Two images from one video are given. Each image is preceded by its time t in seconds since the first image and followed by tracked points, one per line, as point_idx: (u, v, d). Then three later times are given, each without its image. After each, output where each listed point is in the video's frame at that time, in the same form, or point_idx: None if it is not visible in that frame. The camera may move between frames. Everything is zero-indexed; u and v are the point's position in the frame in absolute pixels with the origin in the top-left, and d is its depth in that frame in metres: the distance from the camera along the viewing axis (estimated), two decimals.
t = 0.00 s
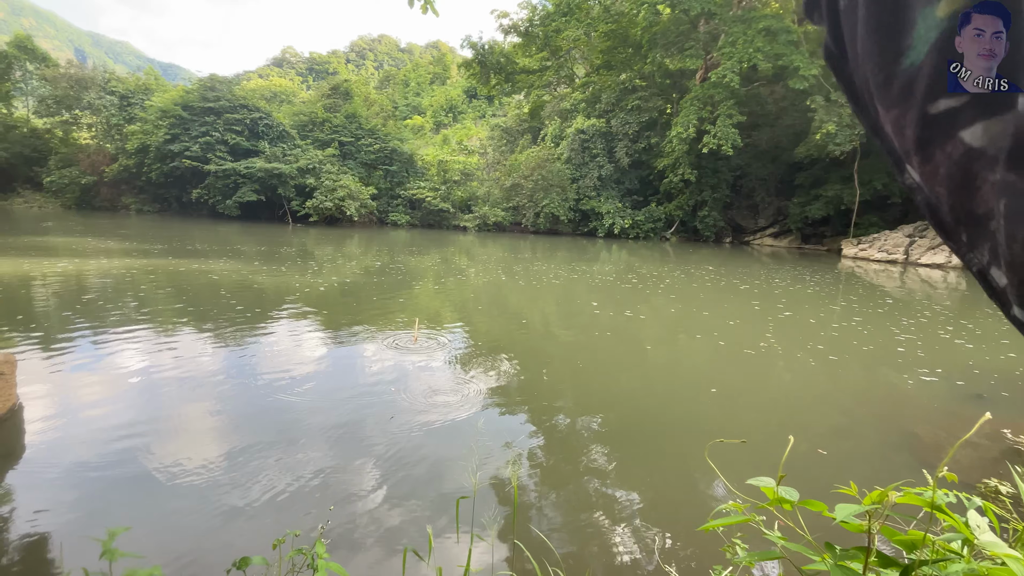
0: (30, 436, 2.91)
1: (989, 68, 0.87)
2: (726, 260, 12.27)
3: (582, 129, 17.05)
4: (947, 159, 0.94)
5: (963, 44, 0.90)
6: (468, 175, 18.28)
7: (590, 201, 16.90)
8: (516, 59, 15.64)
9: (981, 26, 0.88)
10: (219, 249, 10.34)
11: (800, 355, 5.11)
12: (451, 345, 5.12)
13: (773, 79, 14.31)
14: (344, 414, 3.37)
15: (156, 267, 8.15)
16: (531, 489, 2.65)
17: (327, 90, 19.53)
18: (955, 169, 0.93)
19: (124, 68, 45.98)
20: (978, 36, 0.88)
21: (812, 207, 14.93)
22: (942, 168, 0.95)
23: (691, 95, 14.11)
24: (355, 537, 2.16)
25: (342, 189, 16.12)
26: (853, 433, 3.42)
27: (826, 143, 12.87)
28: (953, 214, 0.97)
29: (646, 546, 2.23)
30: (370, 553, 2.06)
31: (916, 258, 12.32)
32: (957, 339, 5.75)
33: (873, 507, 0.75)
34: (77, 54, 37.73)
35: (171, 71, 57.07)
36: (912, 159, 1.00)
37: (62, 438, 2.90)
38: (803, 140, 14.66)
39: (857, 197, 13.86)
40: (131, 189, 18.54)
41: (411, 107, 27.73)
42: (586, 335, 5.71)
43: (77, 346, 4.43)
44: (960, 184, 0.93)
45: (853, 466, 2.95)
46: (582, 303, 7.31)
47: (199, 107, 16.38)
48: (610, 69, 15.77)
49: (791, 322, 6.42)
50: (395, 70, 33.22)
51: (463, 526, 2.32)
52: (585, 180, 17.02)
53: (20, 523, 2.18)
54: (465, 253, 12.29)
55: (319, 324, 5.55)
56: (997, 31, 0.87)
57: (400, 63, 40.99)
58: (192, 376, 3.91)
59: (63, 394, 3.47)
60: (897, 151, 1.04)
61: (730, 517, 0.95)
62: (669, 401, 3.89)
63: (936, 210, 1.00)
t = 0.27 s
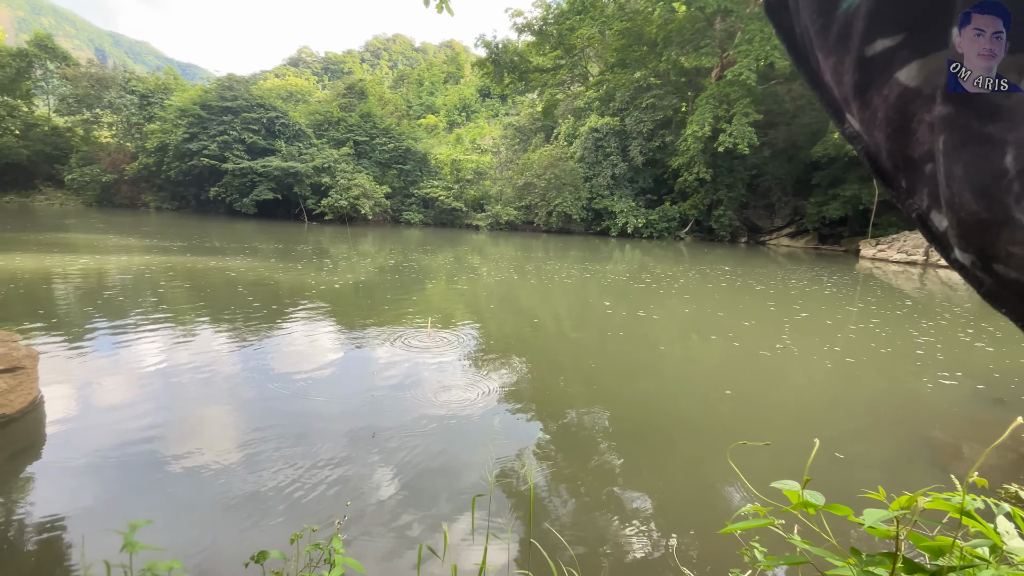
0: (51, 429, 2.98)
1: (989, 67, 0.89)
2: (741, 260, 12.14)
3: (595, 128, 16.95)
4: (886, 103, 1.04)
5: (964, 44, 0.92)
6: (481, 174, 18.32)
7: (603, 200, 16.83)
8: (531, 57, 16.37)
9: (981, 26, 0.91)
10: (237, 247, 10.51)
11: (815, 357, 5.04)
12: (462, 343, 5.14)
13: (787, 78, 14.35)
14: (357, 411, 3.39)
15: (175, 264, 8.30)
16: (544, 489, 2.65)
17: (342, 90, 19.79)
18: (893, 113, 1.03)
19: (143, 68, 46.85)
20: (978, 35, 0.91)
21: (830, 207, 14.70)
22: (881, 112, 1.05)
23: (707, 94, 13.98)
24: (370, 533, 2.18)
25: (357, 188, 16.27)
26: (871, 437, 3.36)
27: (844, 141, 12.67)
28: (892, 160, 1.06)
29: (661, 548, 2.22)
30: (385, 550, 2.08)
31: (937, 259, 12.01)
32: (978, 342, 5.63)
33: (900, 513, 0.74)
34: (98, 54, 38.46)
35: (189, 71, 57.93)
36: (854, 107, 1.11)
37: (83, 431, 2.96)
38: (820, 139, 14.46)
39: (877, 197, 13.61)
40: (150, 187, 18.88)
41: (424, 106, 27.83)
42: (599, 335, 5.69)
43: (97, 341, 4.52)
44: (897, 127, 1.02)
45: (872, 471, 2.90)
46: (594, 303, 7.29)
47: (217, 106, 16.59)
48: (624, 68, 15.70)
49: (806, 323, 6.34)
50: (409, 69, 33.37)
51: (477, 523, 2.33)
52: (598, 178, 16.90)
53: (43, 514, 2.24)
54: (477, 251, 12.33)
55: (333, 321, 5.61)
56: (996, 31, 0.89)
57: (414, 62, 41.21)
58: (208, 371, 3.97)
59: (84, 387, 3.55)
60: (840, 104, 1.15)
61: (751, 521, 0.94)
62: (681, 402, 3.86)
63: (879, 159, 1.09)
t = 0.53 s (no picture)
0: (57, 428, 2.99)
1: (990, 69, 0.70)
2: (745, 260, 12.12)
3: (599, 127, 16.35)
4: (875, 90, 0.83)
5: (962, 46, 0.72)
6: (484, 173, 18.31)
7: (607, 199, 16.81)
8: (535, 56, 16.67)
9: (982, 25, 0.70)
10: (242, 245, 10.57)
11: (819, 356, 5.03)
12: (466, 341, 5.16)
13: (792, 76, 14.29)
14: (361, 410, 3.40)
15: (180, 262, 8.34)
16: (549, 487, 2.66)
17: (346, 89, 19.84)
18: (880, 100, 0.82)
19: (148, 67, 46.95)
20: (978, 37, 0.70)
21: (835, 206, 14.64)
22: (871, 98, 0.83)
23: (712, 93, 13.92)
24: (375, 531, 2.19)
25: (361, 187, 16.31)
26: (877, 437, 3.35)
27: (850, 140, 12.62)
28: (882, 147, 0.84)
29: (665, 548, 2.22)
30: (391, 548, 2.09)
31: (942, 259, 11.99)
32: (982, 341, 5.59)
33: (909, 512, 0.74)
34: (103, 53, 38.60)
35: (193, 70, 58.16)
36: (842, 97, 0.88)
37: (88, 429, 2.99)
38: (825, 138, 14.40)
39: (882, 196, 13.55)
40: (156, 186, 18.98)
41: (428, 105, 27.86)
42: (602, 334, 5.68)
43: (102, 339, 4.55)
44: (886, 114, 0.82)
45: (877, 471, 2.89)
46: (597, 302, 7.28)
47: (222, 105, 16.61)
48: (629, 67, 15.81)
49: (809, 323, 6.32)
50: (412, 68, 33.38)
51: (483, 521, 2.34)
52: (602, 177, 16.68)
53: (49, 512, 2.25)
54: (481, 250, 12.36)
55: (337, 320, 5.63)
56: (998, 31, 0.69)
57: (418, 61, 41.18)
58: (212, 370, 3.99)
59: (89, 385, 3.57)
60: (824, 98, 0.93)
61: (758, 520, 0.94)
62: (686, 403, 3.85)
63: (863, 154, 0.88)
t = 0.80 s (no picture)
0: (56, 428, 2.98)
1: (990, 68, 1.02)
2: (743, 257, 12.13)
3: (597, 125, 16.66)
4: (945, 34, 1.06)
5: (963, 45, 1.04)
6: (482, 171, 18.26)
7: (604, 197, 16.82)
8: (532, 54, 16.53)
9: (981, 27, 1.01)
10: (239, 245, 10.52)
11: (816, 353, 5.04)
12: (465, 340, 5.15)
13: (789, 73, 14.30)
14: (361, 409, 3.40)
15: (177, 262, 8.31)
16: (547, 484, 2.67)
17: (343, 87, 19.78)
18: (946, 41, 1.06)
19: (143, 67, 46.76)
20: (979, 36, 1.02)
21: (832, 203, 14.66)
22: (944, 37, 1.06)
23: (709, 90, 13.90)
24: (374, 530, 2.19)
25: (358, 186, 16.25)
26: (874, 433, 3.36)
27: (847, 137, 12.64)
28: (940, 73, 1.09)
29: (665, 544, 2.22)
30: (390, 546, 2.09)
31: (939, 255, 12.03)
32: (979, 337, 5.61)
33: (906, 507, 0.73)
34: (98, 53, 38.41)
35: (189, 69, 57.84)
36: (932, 25, 1.07)
37: (86, 430, 2.97)
38: (823, 135, 14.41)
39: (879, 193, 13.57)
40: (152, 186, 18.90)
41: (425, 104, 27.79)
42: (601, 333, 5.68)
43: (99, 339, 4.53)
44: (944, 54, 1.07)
45: (875, 467, 2.90)
46: (595, 300, 7.29)
47: (218, 104, 16.52)
48: (626, 64, 15.71)
49: (807, 319, 6.34)
50: (409, 66, 33.26)
51: (481, 520, 2.34)
52: (600, 175, 16.88)
53: (49, 512, 2.25)
54: (479, 249, 12.34)
55: (336, 319, 5.63)
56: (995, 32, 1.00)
57: (415, 59, 41.00)
58: (210, 370, 3.98)
59: (87, 386, 3.56)
60: (909, 25, 1.11)
61: (755, 517, 0.94)
62: (685, 400, 3.86)
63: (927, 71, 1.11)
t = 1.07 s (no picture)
0: (53, 430, 2.98)
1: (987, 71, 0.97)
2: (738, 253, 12.17)
3: (591, 122, 17.08)
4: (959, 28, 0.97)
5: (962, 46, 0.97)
6: (477, 170, 18.20)
7: (600, 194, 16.83)
8: (526, 51, 15.81)
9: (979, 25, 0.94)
10: (234, 246, 10.45)
11: (811, 347, 5.08)
12: (462, 339, 5.16)
13: (783, 69, 14.34)
14: (358, 409, 3.40)
15: (171, 264, 8.26)
16: (543, 479, 2.69)
17: (336, 87, 19.68)
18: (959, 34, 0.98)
19: (135, 68, 46.46)
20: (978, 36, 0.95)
21: (826, 198, 14.73)
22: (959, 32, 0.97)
23: (703, 86, 13.90)
24: (372, 529, 2.20)
25: (353, 186, 16.17)
26: (869, 426, 3.39)
27: (840, 132, 12.70)
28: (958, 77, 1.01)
29: (662, 540, 2.23)
30: (386, 543, 2.11)
31: (933, 249, 12.11)
32: (972, 330, 5.64)
33: (895, 496, 0.74)
34: (89, 54, 38.13)
35: (181, 69, 57.38)
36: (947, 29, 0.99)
37: (83, 432, 2.96)
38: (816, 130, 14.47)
39: (873, 188, 13.63)
40: (145, 188, 18.76)
41: (419, 103, 27.69)
42: (597, 330, 5.69)
43: (95, 342, 4.51)
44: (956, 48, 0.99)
45: (869, 460, 2.92)
46: (591, 297, 7.30)
47: (211, 105, 16.40)
48: (620, 60, 15.27)
49: (801, 314, 6.37)
50: (403, 65, 33.11)
51: (478, 516, 2.35)
52: (595, 173, 16.91)
53: (46, 514, 2.25)
54: (475, 248, 12.30)
55: (333, 319, 5.62)
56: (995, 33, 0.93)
57: (408, 58, 40.81)
58: (207, 371, 3.97)
59: (83, 389, 3.54)
60: (926, 29, 1.03)
61: (747, 508, 0.95)
62: (682, 395, 3.88)
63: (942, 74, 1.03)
